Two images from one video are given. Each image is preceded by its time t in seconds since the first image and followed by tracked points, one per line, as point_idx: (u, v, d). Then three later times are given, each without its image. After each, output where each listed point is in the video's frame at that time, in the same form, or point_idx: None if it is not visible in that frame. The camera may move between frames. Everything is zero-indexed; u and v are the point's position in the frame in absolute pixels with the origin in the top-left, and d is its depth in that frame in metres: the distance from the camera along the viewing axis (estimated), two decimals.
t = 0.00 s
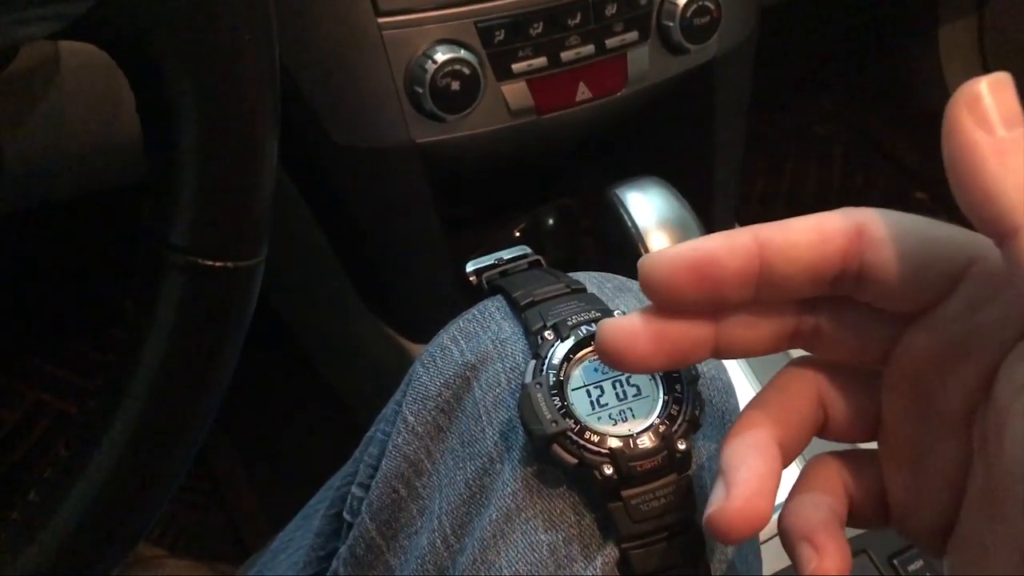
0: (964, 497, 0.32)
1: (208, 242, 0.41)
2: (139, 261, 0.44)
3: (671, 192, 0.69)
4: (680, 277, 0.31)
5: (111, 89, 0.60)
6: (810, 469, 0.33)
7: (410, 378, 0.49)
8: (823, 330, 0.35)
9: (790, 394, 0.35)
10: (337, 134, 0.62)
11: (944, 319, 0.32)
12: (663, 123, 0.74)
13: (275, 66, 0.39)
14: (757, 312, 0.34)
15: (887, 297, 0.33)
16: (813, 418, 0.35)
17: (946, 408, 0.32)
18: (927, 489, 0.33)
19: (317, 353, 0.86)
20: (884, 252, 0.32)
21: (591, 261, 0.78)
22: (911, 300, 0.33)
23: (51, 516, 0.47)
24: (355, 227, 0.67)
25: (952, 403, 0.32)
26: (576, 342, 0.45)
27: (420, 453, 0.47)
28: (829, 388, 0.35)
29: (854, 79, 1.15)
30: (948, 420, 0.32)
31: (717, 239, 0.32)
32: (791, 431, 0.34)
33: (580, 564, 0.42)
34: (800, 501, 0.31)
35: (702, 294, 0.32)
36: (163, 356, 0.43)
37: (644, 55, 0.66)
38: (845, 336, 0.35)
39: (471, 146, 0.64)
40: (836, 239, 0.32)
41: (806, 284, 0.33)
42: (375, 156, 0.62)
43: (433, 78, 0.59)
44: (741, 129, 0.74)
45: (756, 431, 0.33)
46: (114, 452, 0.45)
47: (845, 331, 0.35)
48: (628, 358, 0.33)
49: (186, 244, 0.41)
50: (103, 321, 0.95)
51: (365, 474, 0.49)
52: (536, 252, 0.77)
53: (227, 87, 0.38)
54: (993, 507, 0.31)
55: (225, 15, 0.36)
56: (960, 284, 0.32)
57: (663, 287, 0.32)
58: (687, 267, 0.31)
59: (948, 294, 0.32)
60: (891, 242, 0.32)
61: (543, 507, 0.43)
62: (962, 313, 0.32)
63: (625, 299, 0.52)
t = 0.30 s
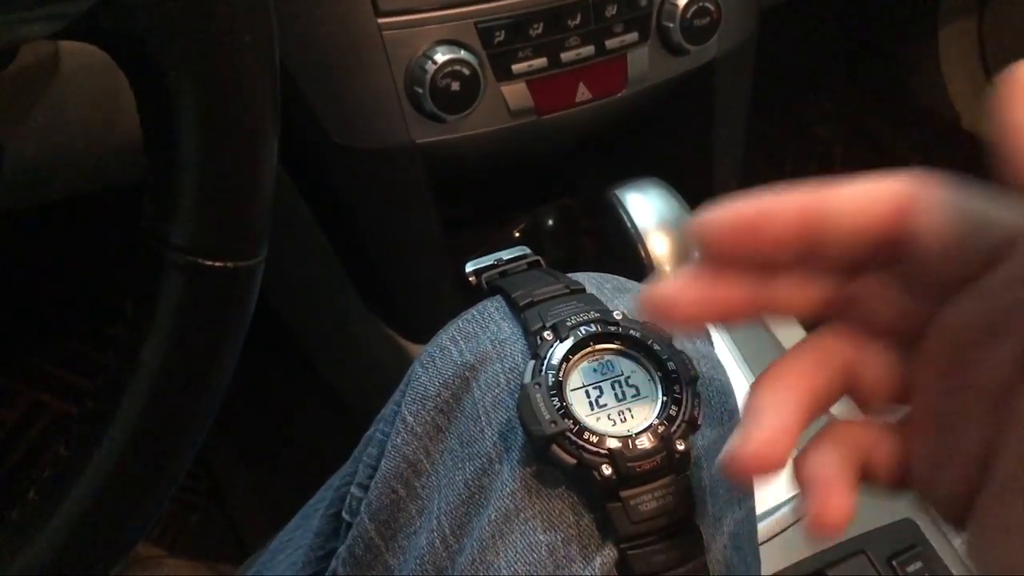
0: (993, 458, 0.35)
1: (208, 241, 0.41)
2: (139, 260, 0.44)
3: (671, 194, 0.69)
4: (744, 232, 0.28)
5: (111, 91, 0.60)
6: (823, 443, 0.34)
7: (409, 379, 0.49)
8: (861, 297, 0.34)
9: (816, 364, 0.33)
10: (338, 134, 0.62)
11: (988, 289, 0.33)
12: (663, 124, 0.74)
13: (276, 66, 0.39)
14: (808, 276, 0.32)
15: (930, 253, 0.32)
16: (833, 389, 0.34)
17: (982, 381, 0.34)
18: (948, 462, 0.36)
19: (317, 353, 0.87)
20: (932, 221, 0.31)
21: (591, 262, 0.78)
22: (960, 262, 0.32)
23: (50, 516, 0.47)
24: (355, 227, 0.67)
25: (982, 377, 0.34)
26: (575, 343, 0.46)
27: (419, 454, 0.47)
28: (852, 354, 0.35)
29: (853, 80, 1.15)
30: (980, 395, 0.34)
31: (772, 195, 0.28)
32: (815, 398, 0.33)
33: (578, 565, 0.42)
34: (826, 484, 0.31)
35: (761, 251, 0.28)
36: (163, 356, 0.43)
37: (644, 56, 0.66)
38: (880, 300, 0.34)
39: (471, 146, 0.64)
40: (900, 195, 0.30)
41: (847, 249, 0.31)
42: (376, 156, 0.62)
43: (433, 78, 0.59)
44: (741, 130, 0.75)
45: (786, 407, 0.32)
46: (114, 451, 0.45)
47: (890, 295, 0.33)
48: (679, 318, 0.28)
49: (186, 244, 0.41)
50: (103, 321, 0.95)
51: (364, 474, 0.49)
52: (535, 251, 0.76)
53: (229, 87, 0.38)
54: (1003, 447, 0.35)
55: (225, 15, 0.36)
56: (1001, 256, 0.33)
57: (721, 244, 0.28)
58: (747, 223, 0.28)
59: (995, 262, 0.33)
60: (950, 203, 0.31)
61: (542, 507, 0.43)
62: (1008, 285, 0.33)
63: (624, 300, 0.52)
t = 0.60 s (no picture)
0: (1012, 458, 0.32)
1: (205, 239, 0.41)
2: (138, 259, 0.44)
3: (669, 194, 0.69)
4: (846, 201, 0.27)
5: (108, 92, 0.60)
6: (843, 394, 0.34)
7: (406, 378, 0.49)
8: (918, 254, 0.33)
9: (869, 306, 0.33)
10: (337, 134, 0.62)
11: None
12: (661, 125, 0.74)
13: (273, 66, 0.39)
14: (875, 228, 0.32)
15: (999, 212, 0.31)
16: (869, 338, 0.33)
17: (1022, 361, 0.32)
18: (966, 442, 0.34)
19: (316, 353, 0.87)
20: None
21: (588, 262, 0.79)
22: None
23: (48, 514, 0.47)
24: (352, 226, 0.67)
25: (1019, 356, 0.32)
26: (571, 342, 0.46)
27: (416, 453, 0.47)
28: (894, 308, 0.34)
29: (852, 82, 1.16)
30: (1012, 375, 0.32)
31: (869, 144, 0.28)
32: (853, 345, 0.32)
33: (574, 563, 0.43)
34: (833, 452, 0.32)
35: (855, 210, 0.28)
36: (162, 355, 0.43)
37: (642, 56, 0.66)
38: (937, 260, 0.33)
39: (469, 146, 0.64)
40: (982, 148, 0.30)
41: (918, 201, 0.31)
42: (374, 155, 0.62)
43: (430, 78, 0.59)
44: (739, 131, 0.75)
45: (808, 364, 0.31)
46: (112, 450, 0.45)
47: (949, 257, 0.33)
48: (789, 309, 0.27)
49: (184, 242, 0.41)
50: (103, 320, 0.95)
51: (360, 473, 0.49)
52: (532, 252, 0.77)
53: (226, 87, 0.38)
54: None
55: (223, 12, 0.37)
56: None
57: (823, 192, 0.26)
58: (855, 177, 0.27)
59: None
60: None
61: (538, 505, 0.44)
62: None
63: (620, 300, 0.52)
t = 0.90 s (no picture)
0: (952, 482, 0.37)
1: (209, 240, 0.41)
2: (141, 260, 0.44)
3: (669, 195, 0.69)
4: (765, 241, 0.34)
5: (111, 94, 0.61)
6: (796, 409, 0.39)
7: (407, 378, 0.50)
8: (875, 291, 0.39)
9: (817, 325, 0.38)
10: (338, 136, 0.62)
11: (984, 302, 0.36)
12: (660, 126, 0.75)
13: (276, 67, 0.39)
14: (822, 268, 0.38)
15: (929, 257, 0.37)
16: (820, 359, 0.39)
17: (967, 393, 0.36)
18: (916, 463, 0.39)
19: (317, 353, 0.87)
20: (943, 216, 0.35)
21: (588, 263, 0.79)
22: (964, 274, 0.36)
23: (52, 514, 0.47)
24: (353, 228, 0.67)
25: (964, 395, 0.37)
26: (571, 342, 0.46)
27: (417, 452, 0.48)
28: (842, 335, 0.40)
29: (850, 83, 1.16)
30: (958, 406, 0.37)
31: (802, 191, 0.34)
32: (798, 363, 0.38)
33: (575, 561, 0.43)
34: (779, 468, 0.35)
35: (780, 243, 0.34)
36: (165, 355, 0.43)
37: (641, 57, 0.66)
38: (889, 298, 0.39)
39: (469, 148, 0.64)
40: (916, 198, 0.36)
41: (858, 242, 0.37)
42: (375, 158, 0.63)
43: (431, 80, 0.60)
44: (738, 132, 0.75)
45: (754, 382, 0.35)
46: (115, 450, 0.45)
47: (901, 294, 0.39)
48: (701, 322, 0.34)
49: (187, 243, 0.41)
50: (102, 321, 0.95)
51: (361, 472, 0.50)
52: (532, 253, 0.77)
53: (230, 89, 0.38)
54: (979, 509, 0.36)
55: (227, 15, 0.37)
56: (1002, 274, 0.35)
57: (745, 229, 0.33)
58: (771, 213, 0.33)
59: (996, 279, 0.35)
60: (957, 222, 0.35)
61: (539, 504, 0.44)
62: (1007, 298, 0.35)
63: (620, 300, 0.52)
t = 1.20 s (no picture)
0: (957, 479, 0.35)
1: (207, 240, 0.41)
2: (139, 260, 0.44)
3: (668, 195, 0.69)
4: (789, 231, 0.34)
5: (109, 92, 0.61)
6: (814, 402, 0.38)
7: (406, 378, 0.49)
8: (896, 282, 0.38)
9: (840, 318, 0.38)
10: (337, 136, 0.62)
11: (1001, 291, 0.34)
12: (660, 126, 0.75)
13: (273, 66, 0.39)
14: (847, 258, 0.37)
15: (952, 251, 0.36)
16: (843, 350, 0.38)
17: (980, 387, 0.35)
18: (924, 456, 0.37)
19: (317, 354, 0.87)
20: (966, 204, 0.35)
21: (587, 263, 0.79)
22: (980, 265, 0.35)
23: (49, 513, 0.47)
24: (352, 228, 0.67)
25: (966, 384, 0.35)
26: (570, 341, 0.46)
27: (415, 452, 0.48)
28: (864, 328, 0.39)
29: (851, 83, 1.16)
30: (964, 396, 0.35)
31: (827, 180, 0.34)
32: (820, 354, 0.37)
33: (573, 561, 0.43)
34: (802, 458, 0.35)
35: (806, 233, 0.35)
36: (162, 355, 0.43)
37: (640, 57, 0.66)
38: (910, 291, 0.38)
39: (468, 148, 0.64)
40: (941, 188, 0.35)
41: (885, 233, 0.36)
42: (373, 158, 0.63)
43: (430, 80, 0.60)
44: (738, 132, 0.75)
45: (777, 372, 0.35)
46: (113, 449, 0.45)
47: (921, 286, 0.38)
48: (727, 314, 0.34)
49: (185, 243, 0.41)
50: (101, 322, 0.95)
51: (360, 472, 0.50)
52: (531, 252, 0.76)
53: (228, 89, 0.38)
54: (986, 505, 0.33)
55: (224, 14, 0.37)
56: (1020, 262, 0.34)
57: (769, 219, 0.34)
58: (792, 202, 0.34)
59: (1013, 270, 0.34)
60: (981, 212, 0.34)
61: (538, 504, 0.44)
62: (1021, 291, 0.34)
63: (619, 300, 0.52)
